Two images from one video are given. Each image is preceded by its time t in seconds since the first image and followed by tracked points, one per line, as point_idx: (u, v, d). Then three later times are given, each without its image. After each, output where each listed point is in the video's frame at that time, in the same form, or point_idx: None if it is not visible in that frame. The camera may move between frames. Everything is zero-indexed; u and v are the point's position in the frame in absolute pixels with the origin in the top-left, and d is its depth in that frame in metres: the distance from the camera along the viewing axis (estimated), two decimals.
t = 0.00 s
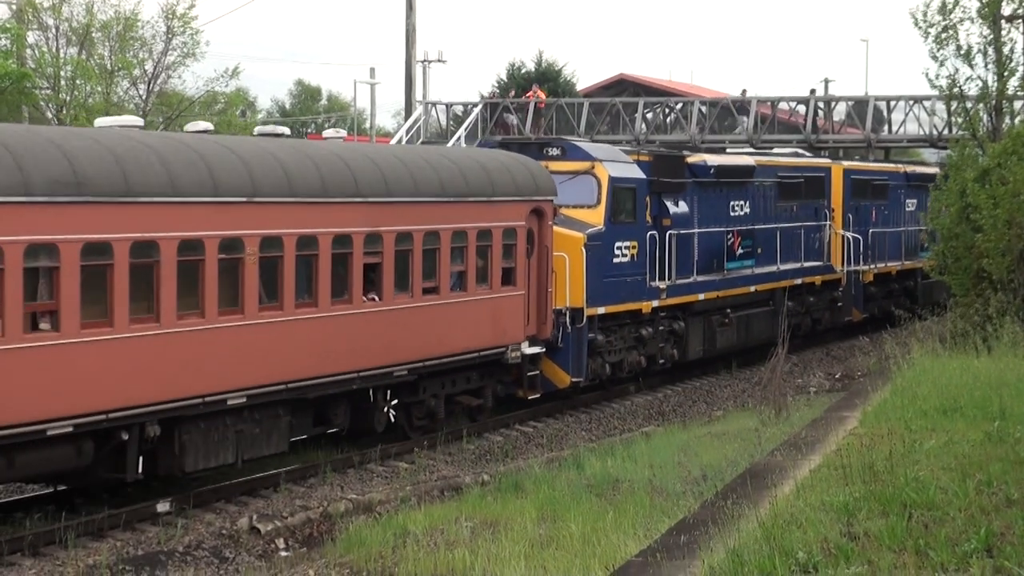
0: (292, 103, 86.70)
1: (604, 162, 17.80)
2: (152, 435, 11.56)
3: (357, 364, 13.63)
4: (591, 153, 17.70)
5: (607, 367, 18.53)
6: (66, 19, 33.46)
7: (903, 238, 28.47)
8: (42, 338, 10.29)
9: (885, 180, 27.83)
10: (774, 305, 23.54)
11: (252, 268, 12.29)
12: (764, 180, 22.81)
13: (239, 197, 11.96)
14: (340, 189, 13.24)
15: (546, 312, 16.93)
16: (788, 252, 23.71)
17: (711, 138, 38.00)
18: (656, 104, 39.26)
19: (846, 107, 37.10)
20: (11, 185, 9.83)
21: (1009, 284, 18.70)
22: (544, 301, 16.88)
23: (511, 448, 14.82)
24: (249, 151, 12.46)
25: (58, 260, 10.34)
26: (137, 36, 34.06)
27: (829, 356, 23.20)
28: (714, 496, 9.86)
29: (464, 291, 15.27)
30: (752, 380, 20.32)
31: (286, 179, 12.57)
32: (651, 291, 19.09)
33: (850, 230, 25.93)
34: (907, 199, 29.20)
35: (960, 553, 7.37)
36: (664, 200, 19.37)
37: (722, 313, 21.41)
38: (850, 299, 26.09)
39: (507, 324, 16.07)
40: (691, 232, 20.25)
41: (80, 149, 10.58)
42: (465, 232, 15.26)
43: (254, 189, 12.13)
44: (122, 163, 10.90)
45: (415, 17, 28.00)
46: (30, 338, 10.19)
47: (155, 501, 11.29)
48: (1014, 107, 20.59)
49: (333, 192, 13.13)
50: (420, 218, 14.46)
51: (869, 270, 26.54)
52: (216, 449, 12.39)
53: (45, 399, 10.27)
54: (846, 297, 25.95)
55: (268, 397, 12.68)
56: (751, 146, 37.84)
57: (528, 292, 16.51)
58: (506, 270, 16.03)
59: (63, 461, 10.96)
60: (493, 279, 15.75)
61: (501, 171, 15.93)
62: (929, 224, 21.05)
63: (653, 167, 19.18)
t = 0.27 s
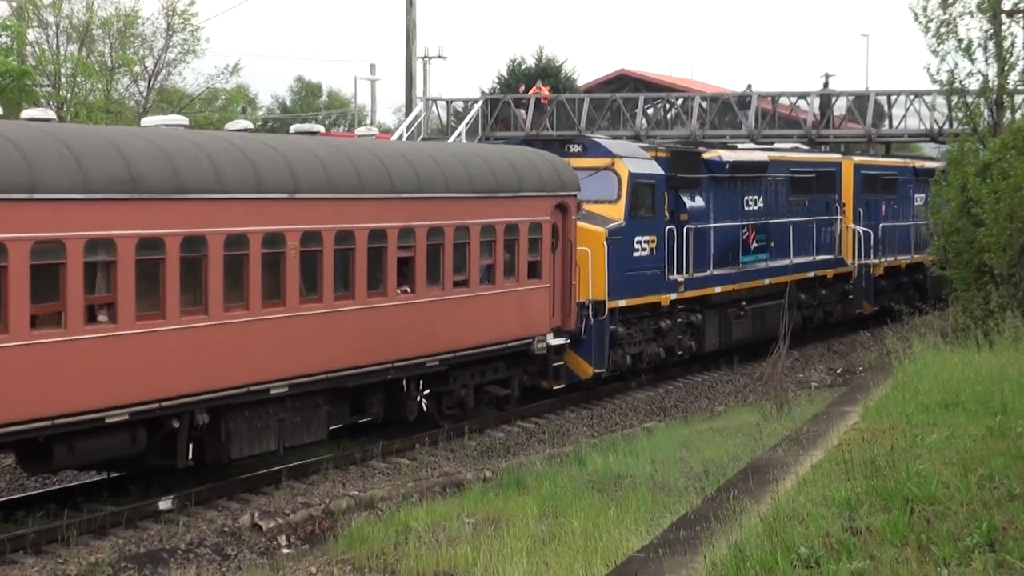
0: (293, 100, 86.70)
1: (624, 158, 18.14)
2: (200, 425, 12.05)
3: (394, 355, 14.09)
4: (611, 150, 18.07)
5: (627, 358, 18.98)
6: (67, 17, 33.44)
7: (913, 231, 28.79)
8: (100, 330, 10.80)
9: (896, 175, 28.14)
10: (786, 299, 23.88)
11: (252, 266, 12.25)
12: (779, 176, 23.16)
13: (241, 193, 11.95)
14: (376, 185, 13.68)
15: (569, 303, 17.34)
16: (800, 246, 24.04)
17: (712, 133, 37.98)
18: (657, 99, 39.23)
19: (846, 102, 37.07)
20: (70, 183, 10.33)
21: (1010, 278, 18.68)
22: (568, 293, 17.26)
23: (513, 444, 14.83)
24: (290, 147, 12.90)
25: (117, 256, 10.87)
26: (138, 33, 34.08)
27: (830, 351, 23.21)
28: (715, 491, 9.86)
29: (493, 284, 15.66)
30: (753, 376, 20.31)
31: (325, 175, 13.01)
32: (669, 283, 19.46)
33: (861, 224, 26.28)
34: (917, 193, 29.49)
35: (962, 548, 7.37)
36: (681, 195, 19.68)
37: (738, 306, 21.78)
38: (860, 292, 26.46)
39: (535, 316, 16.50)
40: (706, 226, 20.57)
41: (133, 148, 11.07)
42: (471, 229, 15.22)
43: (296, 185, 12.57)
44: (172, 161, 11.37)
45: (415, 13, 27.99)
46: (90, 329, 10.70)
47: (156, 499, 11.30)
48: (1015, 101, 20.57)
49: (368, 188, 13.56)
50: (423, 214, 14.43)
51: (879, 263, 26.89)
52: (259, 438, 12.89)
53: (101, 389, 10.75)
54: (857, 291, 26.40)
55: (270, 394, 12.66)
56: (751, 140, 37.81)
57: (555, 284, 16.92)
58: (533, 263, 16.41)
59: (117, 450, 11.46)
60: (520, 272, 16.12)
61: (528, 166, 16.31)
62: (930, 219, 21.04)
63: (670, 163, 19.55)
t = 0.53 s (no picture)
0: (293, 102, 86.68)
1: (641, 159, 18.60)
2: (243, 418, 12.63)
3: (427, 351, 14.67)
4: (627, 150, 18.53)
5: (646, 354, 19.43)
6: (66, 20, 33.43)
7: (920, 229, 29.10)
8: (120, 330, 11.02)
9: (903, 173, 28.45)
10: (798, 295, 24.28)
11: (248, 267, 12.30)
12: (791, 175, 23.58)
13: (236, 194, 12.02)
14: (407, 188, 14.23)
15: (589, 300, 17.84)
16: (811, 244, 24.44)
17: (712, 133, 37.98)
18: (657, 99, 39.19)
19: (845, 101, 37.04)
20: (120, 187, 10.86)
21: (1011, 276, 18.66)
22: (588, 291, 17.78)
23: (515, 444, 14.83)
24: (325, 151, 13.46)
25: (166, 255, 11.41)
26: (137, 36, 34.12)
27: (831, 350, 23.19)
28: (717, 491, 9.85)
29: (518, 281, 16.16)
30: (755, 375, 20.31)
31: (358, 178, 13.56)
32: (684, 281, 19.89)
33: (869, 222, 26.61)
34: (924, 191, 29.79)
35: (964, 546, 7.36)
36: (696, 193, 20.09)
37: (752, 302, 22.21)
38: (869, 288, 26.80)
39: (558, 312, 17.05)
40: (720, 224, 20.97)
41: (178, 152, 11.62)
42: (468, 229, 15.29)
43: (331, 188, 13.12)
44: (215, 165, 11.91)
45: (414, 15, 27.99)
46: (143, 325, 11.25)
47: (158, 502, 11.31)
48: (1014, 99, 20.55)
49: (399, 190, 14.11)
50: (420, 216, 14.49)
51: (888, 260, 27.22)
52: (297, 432, 13.47)
53: (153, 383, 11.32)
54: (868, 288, 26.79)
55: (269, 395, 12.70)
56: (751, 140, 37.79)
57: (576, 282, 17.47)
58: (555, 261, 16.93)
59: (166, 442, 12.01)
60: (542, 270, 16.64)
61: (550, 167, 16.85)
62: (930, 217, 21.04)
63: (686, 163, 19.94)
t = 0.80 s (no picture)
0: (291, 103, 86.72)
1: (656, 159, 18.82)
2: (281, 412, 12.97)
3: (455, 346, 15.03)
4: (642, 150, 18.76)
5: (662, 350, 19.72)
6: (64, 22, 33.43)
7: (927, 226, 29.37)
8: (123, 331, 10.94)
9: (910, 172, 28.72)
10: (809, 292, 24.52)
11: (253, 267, 12.25)
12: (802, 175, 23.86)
13: (242, 194, 11.97)
14: (434, 187, 14.57)
15: (607, 298, 18.14)
16: (822, 242, 24.67)
17: (710, 133, 37.97)
18: (655, 99, 39.19)
19: (844, 100, 37.04)
20: (166, 188, 11.21)
21: (1009, 275, 18.65)
22: (606, 288, 18.09)
23: (515, 445, 14.82)
24: (354, 152, 13.78)
25: (210, 252, 11.74)
26: (135, 38, 34.13)
27: (830, 349, 23.18)
28: (718, 490, 9.85)
29: (539, 280, 16.52)
30: (754, 374, 20.31)
31: (387, 178, 13.89)
32: (700, 278, 20.13)
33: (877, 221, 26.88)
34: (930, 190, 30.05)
35: (964, 545, 7.36)
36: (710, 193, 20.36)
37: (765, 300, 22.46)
38: (877, 286, 27.09)
39: (578, 309, 17.39)
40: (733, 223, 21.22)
41: (219, 154, 11.96)
42: (470, 230, 15.27)
43: (362, 188, 13.46)
44: (254, 166, 12.25)
45: (412, 16, 27.98)
46: (189, 321, 11.60)
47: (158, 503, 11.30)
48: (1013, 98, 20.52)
49: (426, 189, 14.44)
50: (422, 216, 14.45)
51: (895, 258, 27.50)
52: (331, 425, 13.83)
53: (199, 378, 11.66)
54: (874, 285, 27.03)
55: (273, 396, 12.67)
56: (749, 139, 37.81)
57: (595, 279, 17.80)
58: (575, 259, 17.25)
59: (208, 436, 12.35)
60: (564, 267, 16.99)
61: (568, 166, 17.17)
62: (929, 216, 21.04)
63: (702, 163, 20.20)
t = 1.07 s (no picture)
0: (289, 105, 86.70)
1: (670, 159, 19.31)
2: (317, 406, 13.53)
3: (481, 342, 15.58)
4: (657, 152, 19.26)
5: (677, 347, 20.20)
6: (61, 24, 33.43)
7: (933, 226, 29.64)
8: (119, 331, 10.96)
9: (916, 172, 29.02)
10: (817, 290, 24.95)
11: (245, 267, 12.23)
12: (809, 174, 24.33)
13: (233, 195, 11.95)
14: (460, 188, 15.11)
15: (625, 295, 18.62)
16: (829, 241, 25.09)
17: (708, 133, 37.99)
18: (652, 100, 39.20)
19: (841, 100, 37.05)
20: (209, 189, 11.73)
21: (1007, 274, 18.66)
22: (624, 285, 18.56)
23: (513, 446, 14.82)
24: (384, 154, 14.30)
25: (250, 251, 12.28)
26: (132, 40, 34.13)
27: (829, 348, 23.19)
28: (717, 490, 9.85)
29: (561, 277, 17.02)
30: (753, 374, 20.33)
31: (417, 179, 14.42)
32: (714, 276, 20.64)
33: (884, 220, 27.21)
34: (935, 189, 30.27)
35: (963, 544, 7.36)
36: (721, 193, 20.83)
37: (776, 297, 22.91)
38: (885, 284, 27.42)
39: (599, 305, 17.92)
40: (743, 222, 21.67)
41: (258, 156, 12.48)
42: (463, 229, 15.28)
43: (393, 189, 13.98)
44: (292, 168, 12.77)
45: (409, 17, 27.98)
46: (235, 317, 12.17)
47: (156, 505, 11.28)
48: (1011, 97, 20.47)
49: (453, 190, 14.99)
50: (416, 216, 14.44)
51: (901, 257, 27.82)
52: (364, 418, 14.41)
53: (242, 372, 12.21)
54: (882, 282, 27.26)
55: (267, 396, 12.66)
56: (747, 139, 37.81)
57: (615, 276, 18.32)
58: (595, 257, 17.74)
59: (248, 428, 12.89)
60: (584, 266, 17.42)
61: (588, 167, 17.65)
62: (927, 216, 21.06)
63: (710, 163, 20.78)
